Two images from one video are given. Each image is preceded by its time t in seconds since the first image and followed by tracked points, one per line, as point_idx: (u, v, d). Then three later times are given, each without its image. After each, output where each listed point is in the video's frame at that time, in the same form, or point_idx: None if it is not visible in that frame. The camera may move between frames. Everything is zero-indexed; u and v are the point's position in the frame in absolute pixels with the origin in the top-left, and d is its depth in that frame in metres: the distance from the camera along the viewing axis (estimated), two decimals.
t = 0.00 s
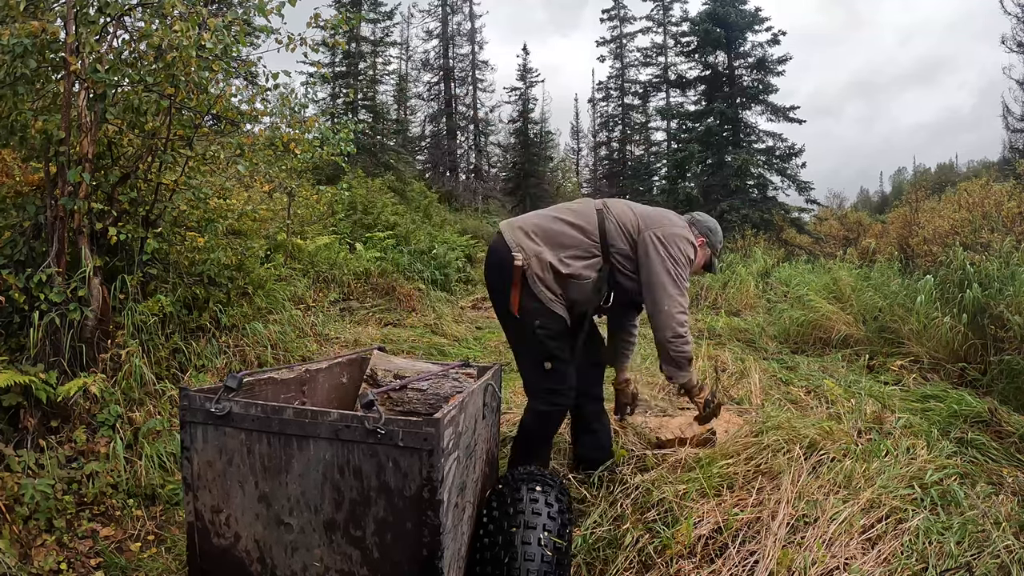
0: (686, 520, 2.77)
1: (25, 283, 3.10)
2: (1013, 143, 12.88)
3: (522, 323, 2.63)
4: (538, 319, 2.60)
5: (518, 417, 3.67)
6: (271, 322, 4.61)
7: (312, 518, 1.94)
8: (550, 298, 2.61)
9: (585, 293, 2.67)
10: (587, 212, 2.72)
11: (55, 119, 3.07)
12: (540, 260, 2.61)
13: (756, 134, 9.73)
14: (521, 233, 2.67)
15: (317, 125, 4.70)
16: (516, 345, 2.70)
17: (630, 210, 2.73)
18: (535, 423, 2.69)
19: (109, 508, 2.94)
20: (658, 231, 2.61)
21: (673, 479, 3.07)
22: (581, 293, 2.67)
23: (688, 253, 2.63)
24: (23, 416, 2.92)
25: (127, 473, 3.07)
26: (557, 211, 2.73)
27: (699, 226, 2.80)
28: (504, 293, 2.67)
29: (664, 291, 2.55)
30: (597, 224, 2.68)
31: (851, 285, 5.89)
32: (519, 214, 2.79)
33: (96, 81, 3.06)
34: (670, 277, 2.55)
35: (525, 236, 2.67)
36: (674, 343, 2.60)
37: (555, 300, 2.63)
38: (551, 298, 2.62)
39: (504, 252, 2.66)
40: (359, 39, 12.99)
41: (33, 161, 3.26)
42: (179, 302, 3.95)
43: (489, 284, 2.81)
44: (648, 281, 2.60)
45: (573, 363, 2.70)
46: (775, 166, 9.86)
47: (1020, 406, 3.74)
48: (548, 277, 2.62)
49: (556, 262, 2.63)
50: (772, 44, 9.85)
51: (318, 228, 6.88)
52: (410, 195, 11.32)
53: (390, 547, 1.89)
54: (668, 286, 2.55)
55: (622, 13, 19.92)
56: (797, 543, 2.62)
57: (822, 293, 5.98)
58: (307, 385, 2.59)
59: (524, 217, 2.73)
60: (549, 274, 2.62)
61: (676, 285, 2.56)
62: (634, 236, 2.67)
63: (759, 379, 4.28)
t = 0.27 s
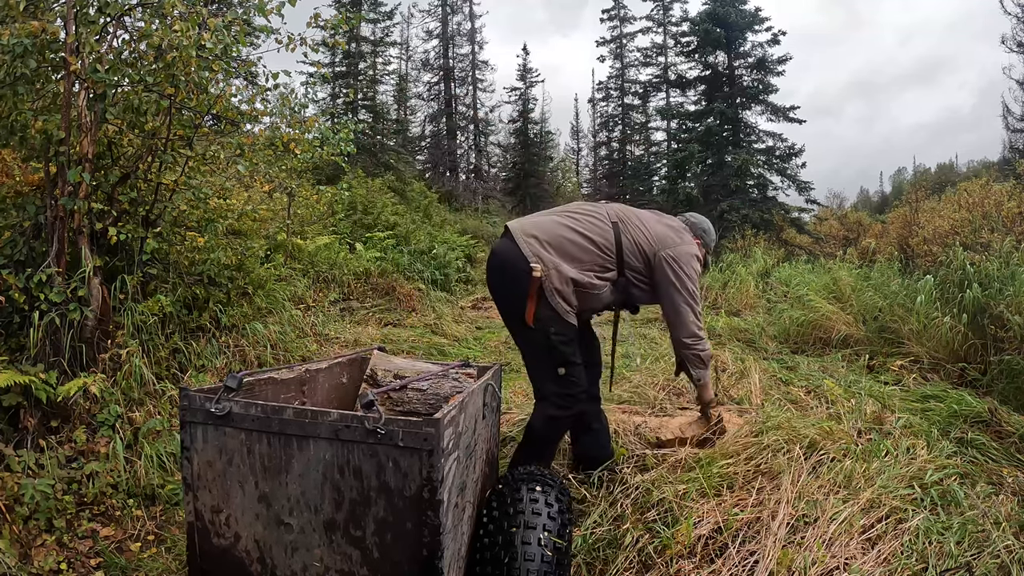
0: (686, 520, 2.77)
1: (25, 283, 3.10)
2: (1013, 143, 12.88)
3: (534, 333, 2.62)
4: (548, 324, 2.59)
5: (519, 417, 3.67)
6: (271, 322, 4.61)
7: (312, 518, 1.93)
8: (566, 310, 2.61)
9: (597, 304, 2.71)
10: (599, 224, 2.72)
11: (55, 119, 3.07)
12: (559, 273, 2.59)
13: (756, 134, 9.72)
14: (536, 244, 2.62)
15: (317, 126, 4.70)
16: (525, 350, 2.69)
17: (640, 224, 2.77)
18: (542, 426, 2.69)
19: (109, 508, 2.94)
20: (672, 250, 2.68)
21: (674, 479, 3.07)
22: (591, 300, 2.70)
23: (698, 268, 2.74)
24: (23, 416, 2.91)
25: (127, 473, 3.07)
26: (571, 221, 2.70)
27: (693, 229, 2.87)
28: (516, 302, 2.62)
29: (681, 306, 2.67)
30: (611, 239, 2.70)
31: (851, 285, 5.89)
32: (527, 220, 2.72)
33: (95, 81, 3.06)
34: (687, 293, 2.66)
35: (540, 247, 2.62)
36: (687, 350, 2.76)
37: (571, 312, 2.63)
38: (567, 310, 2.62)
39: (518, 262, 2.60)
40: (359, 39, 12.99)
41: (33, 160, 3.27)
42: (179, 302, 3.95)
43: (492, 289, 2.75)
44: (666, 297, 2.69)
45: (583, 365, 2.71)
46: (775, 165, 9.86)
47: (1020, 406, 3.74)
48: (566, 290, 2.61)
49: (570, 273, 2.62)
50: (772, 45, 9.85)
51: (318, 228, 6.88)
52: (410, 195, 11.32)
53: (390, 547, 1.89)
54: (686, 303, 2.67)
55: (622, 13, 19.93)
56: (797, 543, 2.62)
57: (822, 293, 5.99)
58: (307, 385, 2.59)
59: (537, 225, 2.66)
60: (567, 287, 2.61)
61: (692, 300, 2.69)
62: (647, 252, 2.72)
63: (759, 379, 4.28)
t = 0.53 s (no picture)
0: (686, 520, 2.77)
1: (25, 283, 3.10)
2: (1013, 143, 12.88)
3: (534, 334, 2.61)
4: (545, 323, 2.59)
5: (519, 417, 3.67)
6: (271, 322, 4.61)
7: (312, 518, 1.93)
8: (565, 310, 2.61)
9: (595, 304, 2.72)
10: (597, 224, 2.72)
11: (55, 119, 3.07)
12: (558, 274, 2.60)
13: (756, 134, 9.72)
14: (535, 244, 2.63)
15: (317, 125, 4.71)
16: (525, 350, 2.68)
17: (640, 224, 2.76)
18: (544, 427, 2.68)
19: (109, 508, 2.94)
20: (671, 251, 2.67)
21: (673, 479, 3.07)
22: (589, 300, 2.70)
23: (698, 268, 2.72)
24: (23, 416, 2.91)
25: (127, 473, 3.07)
26: (570, 222, 2.70)
27: (692, 222, 2.86)
28: (515, 302, 2.64)
29: (678, 308, 2.66)
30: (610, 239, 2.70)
31: (851, 285, 5.89)
32: (527, 220, 2.72)
33: (96, 81, 3.06)
34: (685, 295, 2.64)
35: (540, 248, 2.63)
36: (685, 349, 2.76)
37: (571, 313, 2.63)
38: (567, 310, 2.62)
39: (518, 262, 2.61)
40: (359, 39, 12.99)
41: (33, 160, 3.27)
42: (179, 302, 3.95)
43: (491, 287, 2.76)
44: (663, 299, 2.68)
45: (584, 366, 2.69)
46: (775, 166, 9.86)
47: (1020, 406, 3.74)
48: (566, 291, 2.61)
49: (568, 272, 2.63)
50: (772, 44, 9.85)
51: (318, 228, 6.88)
52: (410, 195, 11.32)
53: (390, 546, 1.89)
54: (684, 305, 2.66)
55: (621, 13, 19.94)
56: (797, 543, 2.62)
57: (822, 293, 5.99)
58: (307, 385, 2.59)
59: (537, 225, 2.67)
60: (567, 288, 2.61)
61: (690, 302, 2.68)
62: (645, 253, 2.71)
63: (759, 379, 4.28)
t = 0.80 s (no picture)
0: (686, 520, 2.77)
1: (26, 283, 3.10)
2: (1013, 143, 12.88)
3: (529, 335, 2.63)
4: (538, 325, 2.60)
5: (518, 417, 3.67)
6: (271, 322, 4.61)
7: (312, 518, 1.93)
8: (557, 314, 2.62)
9: (588, 311, 2.72)
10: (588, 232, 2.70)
11: (55, 119, 3.07)
12: (547, 283, 2.61)
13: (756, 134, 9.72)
14: (524, 253, 2.64)
15: (317, 125, 4.71)
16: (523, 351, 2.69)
17: (634, 232, 2.72)
18: (541, 427, 2.69)
19: (109, 508, 2.94)
20: (665, 262, 2.64)
21: (673, 479, 3.08)
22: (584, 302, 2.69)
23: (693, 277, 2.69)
24: (23, 416, 2.91)
25: (127, 473, 3.07)
26: (561, 229, 2.69)
27: (692, 222, 2.82)
28: (507, 306, 2.67)
29: (672, 318, 2.64)
30: (601, 248, 2.68)
31: (851, 285, 5.89)
32: (519, 226, 2.73)
33: (96, 81, 3.06)
34: (678, 306, 2.63)
35: (530, 255, 2.64)
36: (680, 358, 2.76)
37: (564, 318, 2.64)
38: (559, 315, 2.62)
39: (508, 269, 2.63)
40: (359, 39, 13.00)
41: (33, 160, 3.27)
42: (179, 302, 3.95)
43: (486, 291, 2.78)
44: (657, 309, 2.67)
45: (581, 367, 2.69)
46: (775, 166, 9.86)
47: (1020, 406, 3.74)
48: (557, 298, 2.62)
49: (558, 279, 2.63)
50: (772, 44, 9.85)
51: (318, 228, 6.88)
52: (410, 195, 11.32)
53: (390, 546, 1.89)
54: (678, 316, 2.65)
55: (622, 14, 19.94)
56: (797, 543, 2.62)
57: (822, 293, 5.99)
58: (307, 385, 2.59)
59: (527, 232, 2.68)
60: (557, 295, 2.62)
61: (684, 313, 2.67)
62: (639, 263, 2.69)
63: (759, 379, 4.28)
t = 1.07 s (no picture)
0: (686, 520, 2.77)
1: (26, 283, 3.10)
2: (1013, 143, 12.88)
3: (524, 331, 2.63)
4: (534, 320, 2.61)
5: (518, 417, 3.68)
6: (271, 322, 4.61)
7: (312, 518, 1.94)
8: (551, 307, 2.63)
9: (581, 297, 2.71)
10: (577, 216, 2.70)
11: (55, 119, 3.07)
12: (538, 272, 2.62)
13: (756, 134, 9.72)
14: (515, 244, 2.68)
15: (317, 125, 4.71)
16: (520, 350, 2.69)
17: (620, 210, 2.68)
18: (538, 427, 2.69)
19: (109, 508, 2.94)
20: (649, 239, 2.58)
21: (673, 479, 3.08)
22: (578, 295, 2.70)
23: (681, 255, 2.59)
24: (23, 416, 2.92)
25: (127, 473, 3.07)
26: (549, 217, 2.70)
27: (690, 195, 2.78)
28: (503, 302, 2.69)
29: (649, 300, 2.56)
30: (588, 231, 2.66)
31: (851, 285, 5.89)
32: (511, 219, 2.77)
33: (96, 81, 3.06)
34: (659, 286, 2.54)
35: (521, 246, 2.67)
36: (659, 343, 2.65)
37: (559, 309, 2.64)
38: (554, 308, 2.63)
39: (500, 262, 2.66)
40: (359, 39, 13.00)
41: (33, 160, 3.27)
42: (179, 301, 3.95)
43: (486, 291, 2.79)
44: (637, 290, 2.60)
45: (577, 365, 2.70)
46: (775, 165, 9.86)
47: (1020, 406, 3.74)
48: (549, 288, 2.63)
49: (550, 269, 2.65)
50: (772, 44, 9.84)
51: (318, 228, 6.88)
52: (410, 195, 11.32)
53: (390, 546, 1.89)
54: (654, 298, 2.55)
55: (622, 14, 19.93)
56: (797, 543, 2.62)
57: (822, 293, 5.99)
58: (307, 385, 2.59)
59: (517, 223, 2.71)
60: (549, 284, 2.64)
61: (662, 295, 2.56)
62: (625, 241, 2.64)
63: (759, 379, 4.28)
